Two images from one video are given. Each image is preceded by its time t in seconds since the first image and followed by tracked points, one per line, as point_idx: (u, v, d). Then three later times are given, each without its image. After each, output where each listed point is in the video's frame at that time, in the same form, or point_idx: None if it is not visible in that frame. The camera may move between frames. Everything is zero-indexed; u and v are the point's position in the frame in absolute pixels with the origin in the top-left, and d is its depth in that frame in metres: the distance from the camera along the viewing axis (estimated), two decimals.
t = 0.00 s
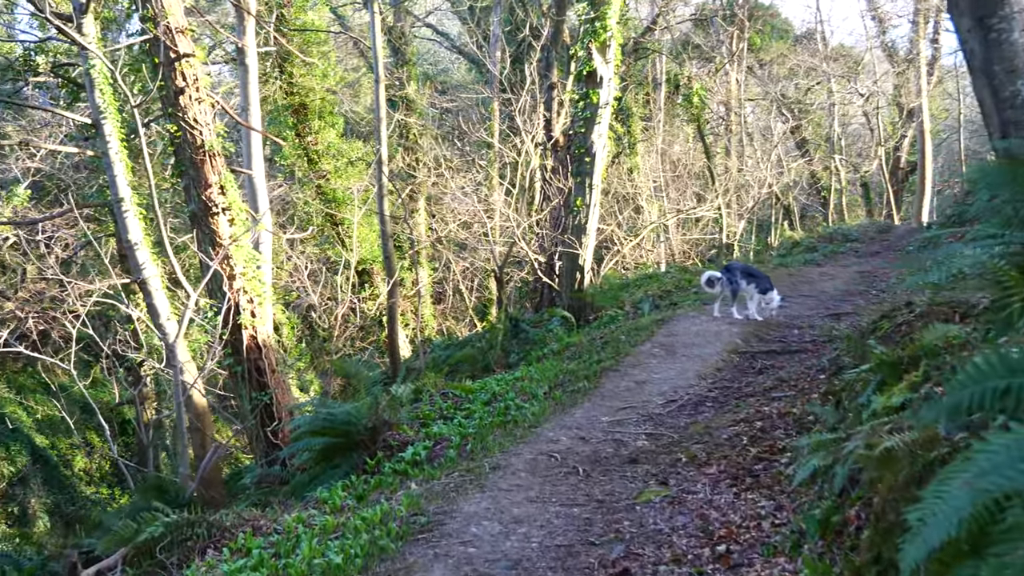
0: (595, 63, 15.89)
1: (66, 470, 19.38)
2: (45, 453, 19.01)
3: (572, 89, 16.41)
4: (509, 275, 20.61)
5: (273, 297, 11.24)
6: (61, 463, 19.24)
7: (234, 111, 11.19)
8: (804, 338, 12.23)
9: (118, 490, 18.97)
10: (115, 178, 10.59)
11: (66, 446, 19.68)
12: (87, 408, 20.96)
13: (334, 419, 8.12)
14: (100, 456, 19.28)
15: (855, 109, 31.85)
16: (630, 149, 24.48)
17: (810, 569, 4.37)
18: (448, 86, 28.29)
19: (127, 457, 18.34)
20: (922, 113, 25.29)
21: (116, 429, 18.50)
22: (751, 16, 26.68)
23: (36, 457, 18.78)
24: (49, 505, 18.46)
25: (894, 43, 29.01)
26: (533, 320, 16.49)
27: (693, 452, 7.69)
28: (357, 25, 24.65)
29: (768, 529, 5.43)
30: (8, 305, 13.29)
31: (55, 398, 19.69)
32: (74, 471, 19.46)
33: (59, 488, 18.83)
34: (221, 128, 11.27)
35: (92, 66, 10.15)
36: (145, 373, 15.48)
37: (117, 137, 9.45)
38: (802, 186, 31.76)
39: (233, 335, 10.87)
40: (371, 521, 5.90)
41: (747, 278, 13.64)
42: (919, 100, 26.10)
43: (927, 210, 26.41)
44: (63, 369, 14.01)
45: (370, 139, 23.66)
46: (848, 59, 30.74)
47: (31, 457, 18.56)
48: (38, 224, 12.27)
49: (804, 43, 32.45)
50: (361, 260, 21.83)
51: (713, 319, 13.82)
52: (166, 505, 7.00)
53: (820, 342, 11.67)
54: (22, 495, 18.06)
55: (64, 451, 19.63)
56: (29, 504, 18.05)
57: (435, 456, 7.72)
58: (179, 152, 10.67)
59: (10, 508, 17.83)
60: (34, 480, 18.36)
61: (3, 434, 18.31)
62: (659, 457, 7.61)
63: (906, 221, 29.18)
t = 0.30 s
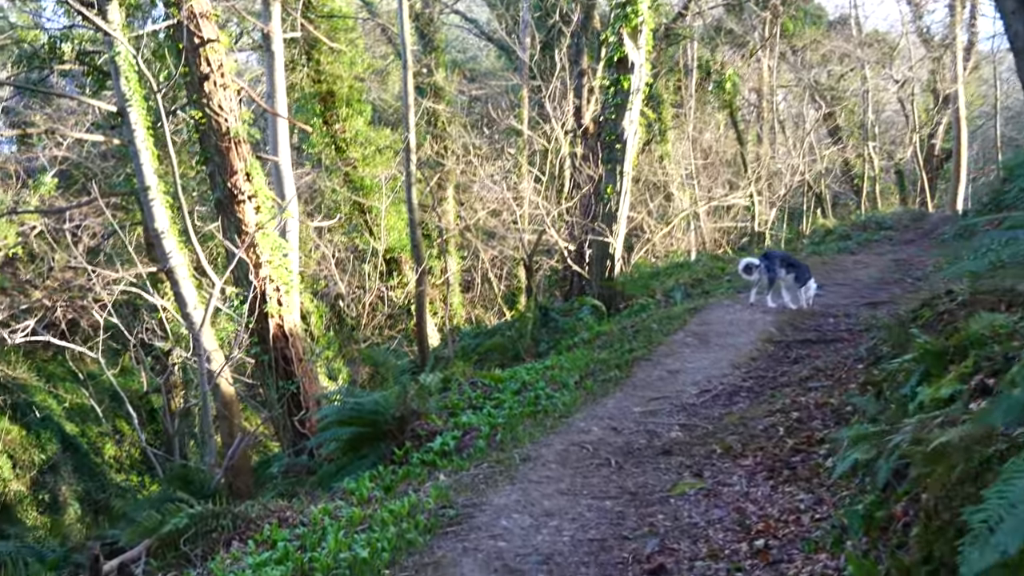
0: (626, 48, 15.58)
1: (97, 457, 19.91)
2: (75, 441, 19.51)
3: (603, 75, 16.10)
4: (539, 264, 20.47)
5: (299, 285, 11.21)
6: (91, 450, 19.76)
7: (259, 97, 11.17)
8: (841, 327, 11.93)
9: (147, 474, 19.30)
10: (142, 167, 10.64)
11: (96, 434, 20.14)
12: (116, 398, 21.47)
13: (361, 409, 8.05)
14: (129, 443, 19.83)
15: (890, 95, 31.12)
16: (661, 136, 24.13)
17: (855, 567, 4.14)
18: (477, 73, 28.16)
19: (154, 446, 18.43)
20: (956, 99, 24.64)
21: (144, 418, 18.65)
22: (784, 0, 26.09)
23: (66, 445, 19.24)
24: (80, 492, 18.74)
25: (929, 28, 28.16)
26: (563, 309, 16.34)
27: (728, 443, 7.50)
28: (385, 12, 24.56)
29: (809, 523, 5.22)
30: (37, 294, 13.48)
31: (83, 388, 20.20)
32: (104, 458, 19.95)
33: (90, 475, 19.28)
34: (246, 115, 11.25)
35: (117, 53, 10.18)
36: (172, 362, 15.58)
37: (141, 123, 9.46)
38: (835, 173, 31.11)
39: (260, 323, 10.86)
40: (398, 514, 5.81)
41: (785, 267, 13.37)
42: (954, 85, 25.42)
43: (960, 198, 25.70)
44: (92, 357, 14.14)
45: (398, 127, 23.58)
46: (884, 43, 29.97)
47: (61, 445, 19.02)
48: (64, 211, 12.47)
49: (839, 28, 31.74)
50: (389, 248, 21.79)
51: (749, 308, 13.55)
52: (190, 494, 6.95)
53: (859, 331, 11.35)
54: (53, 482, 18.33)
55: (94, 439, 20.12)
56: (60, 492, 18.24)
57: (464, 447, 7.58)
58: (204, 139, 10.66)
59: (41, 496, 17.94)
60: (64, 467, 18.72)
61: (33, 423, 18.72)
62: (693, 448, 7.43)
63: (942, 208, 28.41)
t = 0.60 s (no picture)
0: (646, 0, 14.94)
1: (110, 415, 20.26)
2: (90, 399, 19.74)
3: (622, 28, 15.50)
4: (556, 221, 20.14)
5: (315, 243, 10.99)
6: (106, 408, 20.08)
7: (273, 50, 10.80)
8: (867, 286, 11.57)
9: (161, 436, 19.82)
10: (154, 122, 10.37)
11: (110, 392, 20.42)
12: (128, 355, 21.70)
13: (377, 370, 7.87)
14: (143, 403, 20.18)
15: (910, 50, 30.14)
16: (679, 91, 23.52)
17: (896, 542, 3.89)
18: (493, 28, 27.55)
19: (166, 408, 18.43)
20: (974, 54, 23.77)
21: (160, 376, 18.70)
22: None
23: (81, 402, 19.47)
24: (96, 451, 19.17)
25: None
26: (580, 267, 16.08)
27: (754, 406, 7.28)
28: None
29: (843, 492, 4.97)
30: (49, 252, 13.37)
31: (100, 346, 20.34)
32: (119, 417, 20.35)
33: (104, 433, 19.66)
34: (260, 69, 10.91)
35: (127, 5, 9.87)
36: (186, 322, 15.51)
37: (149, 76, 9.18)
38: (855, 129, 30.38)
39: (275, 282, 10.67)
40: (416, 480, 5.64)
41: (814, 225, 13.01)
42: (976, 39, 24.50)
43: (980, 153, 24.99)
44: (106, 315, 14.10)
45: (413, 83, 23.07)
46: None
47: (77, 403, 19.25)
48: (77, 168, 12.28)
49: None
50: (404, 205, 21.51)
51: (773, 267, 13.20)
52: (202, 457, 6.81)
53: (887, 290, 11.01)
54: (69, 440, 18.59)
55: (108, 396, 20.40)
56: (75, 450, 18.60)
57: (482, 409, 7.53)
58: (217, 93, 10.36)
59: (57, 454, 18.28)
60: (80, 425, 18.99)
61: (49, 380, 18.80)
62: (718, 412, 7.21)
63: (965, 164, 27.66)
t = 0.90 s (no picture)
0: None
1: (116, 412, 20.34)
2: (97, 396, 19.76)
3: (631, 23, 15.30)
4: (564, 219, 19.97)
5: (320, 241, 10.84)
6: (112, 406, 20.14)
7: (279, 46, 10.65)
8: (882, 285, 11.36)
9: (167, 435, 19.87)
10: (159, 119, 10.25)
11: (117, 390, 20.38)
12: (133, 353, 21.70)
13: (382, 371, 7.71)
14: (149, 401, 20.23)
15: (919, 47, 29.81)
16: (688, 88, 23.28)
17: (925, 558, 3.71)
18: (501, 25, 27.34)
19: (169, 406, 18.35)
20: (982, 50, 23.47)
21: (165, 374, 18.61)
22: None
23: (88, 400, 19.50)
24: (101, 449, 19.22)
25: None
26: (589, 266, 15.92)
27: (769, 410, 7.11)
28: None
29: (866, 502, 4.79)
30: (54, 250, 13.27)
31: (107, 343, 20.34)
32: (126, 414, 20.32)
33: (110, 431, 19.71)
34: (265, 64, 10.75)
35: None
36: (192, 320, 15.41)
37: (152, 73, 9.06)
38: (865, 126, 30.05)
39: (279, 281, 10.53)
40: (423, 487, 5.48)
41: (828, 222, 12.80)
42: (985, 36, 24.17)
43: (991, 150, 24.67)
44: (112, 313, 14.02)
45: (420, 80, 22.91)
46: None
47: (83, 400, 19.28)
48: (82, 165, 12.15)
49: None
50: (412, 203, 21.35)
51: (785, 265, 12.98)
52: (203, 463, 6.65)
53: (903, 289, 10.79)
54: (75, 439, 18.62)
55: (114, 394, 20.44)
56: (81, 448, 18.63)
57: (490, 412, 7.40)
58: (221, 89, 10.22)
59: (62, 453, 18.30)
60: (86, 424, 19.01)
61: (55, 378, 18.76)
62: (732, 416, 7.03)
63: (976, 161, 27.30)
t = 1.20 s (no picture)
0: None
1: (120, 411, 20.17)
2: (101, 395, 19.58)
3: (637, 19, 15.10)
4: (570, 217, 19.80)
5: (320, 239, 10.70)
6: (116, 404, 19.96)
7: (280, 42, 10.50)
8: (893, 284, 11.15)
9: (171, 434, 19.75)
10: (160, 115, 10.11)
11: (121, 389, 20.24)
12: (136, 352, 21.53)
13: (382, 373, 7.52)
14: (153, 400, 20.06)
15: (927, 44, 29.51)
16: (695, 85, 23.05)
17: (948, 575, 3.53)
18: (507, 22, 27.13)
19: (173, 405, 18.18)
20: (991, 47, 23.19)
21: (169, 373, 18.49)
22: None
23: (92, 399, 19.32)
24: (106, 448, 19.03)
25: None
26: (595, 264, 15.75)
27: (779, 414, 6.94)
28: None
29: (882, 512, 4.61)
30: (55, 248, 13.12)
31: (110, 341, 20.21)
32: (130, 413, 20.21)
33: (114, 430, 19.50)
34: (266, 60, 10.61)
35: None
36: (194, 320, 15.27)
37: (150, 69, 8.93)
38: (872, 123, 29.79)
39: (279, 280, 10.38)
40: (422, 494, 5.32)
41: (838, 220, 12.61)
42: (995, 32, 23.87)
43: (1000, 148, 24.39)
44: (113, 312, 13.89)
45: (425, 77, 22.74)
46: None
47: (87, 399, 19.09)
48: (83, 162, 12.00)
49: None
50: (416, 201, 21.16)
51: (795, 264, 12.77)
52: (198, 467, 6.51)
53: (915, 289, 10.59)
54: (79, 437, 18.39)
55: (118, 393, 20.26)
56: (85, 447, 18.38)
57: (492, 414, 7.30)
58: (221, 85, 10.07)
59: (67, 452, 18.02)
60: (90, 422, 18.81)
61: (58, 376, 18.57)
62: (741, 419, 6.85)
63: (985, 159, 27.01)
